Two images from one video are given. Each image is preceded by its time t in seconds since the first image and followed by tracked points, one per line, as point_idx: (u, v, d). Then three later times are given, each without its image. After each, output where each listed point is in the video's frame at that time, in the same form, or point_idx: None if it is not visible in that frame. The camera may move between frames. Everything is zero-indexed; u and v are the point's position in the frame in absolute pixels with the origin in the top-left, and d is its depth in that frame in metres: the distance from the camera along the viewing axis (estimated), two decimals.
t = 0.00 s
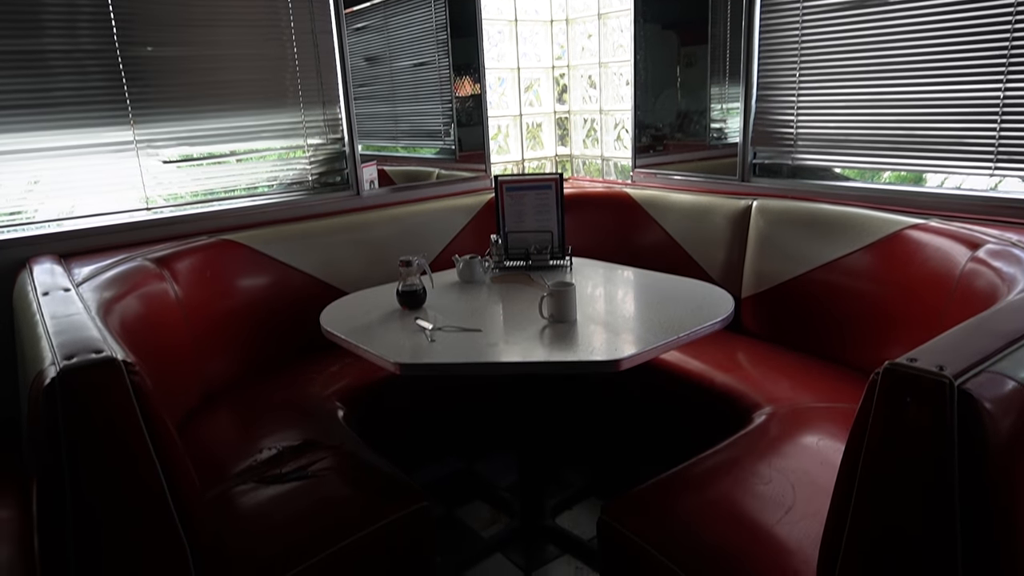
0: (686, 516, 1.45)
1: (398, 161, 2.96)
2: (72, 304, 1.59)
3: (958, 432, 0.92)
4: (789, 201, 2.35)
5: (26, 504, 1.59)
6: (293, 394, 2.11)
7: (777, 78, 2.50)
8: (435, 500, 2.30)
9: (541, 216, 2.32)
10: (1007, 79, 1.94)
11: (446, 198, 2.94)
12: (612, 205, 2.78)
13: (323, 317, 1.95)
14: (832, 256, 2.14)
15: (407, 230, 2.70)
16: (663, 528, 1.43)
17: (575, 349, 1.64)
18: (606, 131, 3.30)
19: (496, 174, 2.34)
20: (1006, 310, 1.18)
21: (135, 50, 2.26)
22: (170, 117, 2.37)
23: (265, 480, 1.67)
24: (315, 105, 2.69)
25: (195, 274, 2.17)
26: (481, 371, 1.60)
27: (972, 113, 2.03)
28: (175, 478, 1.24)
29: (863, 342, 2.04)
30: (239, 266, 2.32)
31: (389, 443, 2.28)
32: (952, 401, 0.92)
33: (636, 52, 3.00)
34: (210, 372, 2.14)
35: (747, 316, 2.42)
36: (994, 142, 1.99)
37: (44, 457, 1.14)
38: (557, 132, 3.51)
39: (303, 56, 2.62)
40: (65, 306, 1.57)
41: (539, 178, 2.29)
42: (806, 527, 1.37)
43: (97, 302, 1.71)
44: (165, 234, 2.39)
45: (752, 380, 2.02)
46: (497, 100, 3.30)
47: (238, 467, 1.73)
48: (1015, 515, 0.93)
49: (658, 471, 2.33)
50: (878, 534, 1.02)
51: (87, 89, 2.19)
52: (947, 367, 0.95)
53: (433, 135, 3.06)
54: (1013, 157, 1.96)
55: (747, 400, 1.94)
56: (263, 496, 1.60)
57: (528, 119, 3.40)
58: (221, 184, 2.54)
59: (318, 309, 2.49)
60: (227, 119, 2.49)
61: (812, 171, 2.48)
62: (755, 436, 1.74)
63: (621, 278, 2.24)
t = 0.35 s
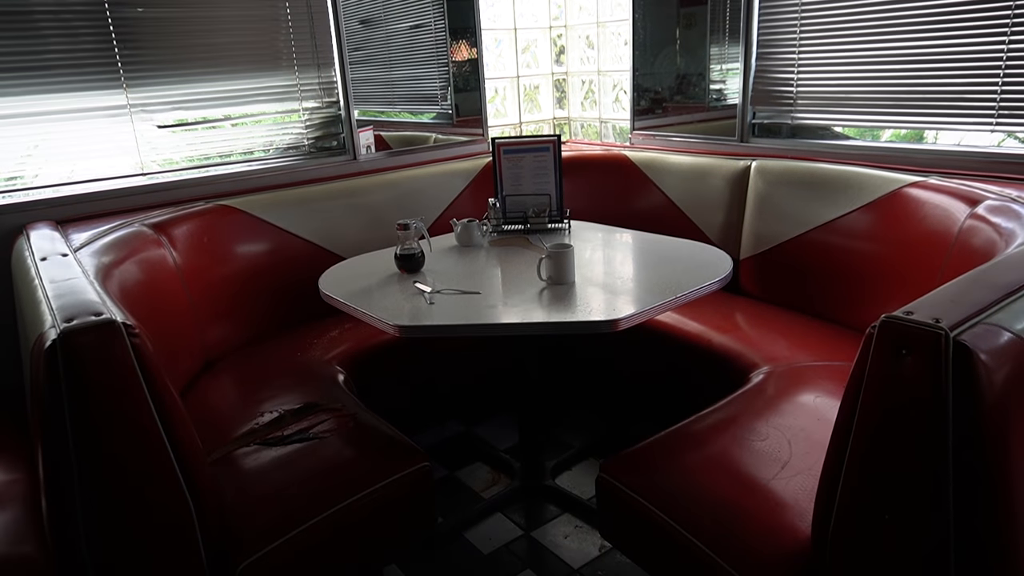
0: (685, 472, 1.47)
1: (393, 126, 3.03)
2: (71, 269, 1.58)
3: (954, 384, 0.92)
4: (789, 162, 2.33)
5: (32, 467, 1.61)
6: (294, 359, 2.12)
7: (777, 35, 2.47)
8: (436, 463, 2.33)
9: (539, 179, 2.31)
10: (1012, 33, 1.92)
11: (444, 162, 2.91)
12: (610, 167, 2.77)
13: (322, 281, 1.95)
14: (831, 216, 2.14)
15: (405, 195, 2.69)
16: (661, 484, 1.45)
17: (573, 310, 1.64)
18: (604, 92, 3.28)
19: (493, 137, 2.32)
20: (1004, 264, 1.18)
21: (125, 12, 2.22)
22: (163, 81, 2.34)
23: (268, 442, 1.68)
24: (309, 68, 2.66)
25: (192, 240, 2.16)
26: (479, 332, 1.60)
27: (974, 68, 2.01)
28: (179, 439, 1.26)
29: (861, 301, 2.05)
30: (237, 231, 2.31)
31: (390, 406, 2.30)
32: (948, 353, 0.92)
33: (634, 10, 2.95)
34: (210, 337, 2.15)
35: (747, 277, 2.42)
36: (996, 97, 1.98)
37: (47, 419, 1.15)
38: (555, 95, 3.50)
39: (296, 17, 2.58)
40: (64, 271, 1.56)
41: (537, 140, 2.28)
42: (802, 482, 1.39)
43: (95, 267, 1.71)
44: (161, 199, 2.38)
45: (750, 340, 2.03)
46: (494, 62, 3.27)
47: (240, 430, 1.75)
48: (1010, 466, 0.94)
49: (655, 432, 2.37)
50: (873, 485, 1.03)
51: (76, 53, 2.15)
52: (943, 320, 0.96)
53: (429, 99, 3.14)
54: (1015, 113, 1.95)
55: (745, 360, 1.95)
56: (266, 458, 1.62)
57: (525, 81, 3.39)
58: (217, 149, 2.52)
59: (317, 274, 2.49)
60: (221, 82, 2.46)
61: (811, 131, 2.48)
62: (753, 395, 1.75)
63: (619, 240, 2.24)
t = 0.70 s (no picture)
0: (678, 457, 1.48)
1: (390, 115, 3.04)
2: (65, 256, 1.58)
3: (942, 369, 0.93)
4: (785, 149, 2.34)
5: (29, 452, 1.62)
6: (290, 346, 2.13)
7: (774, 22, 2.46)
8: (433, 450, 2.34)
9: (535, 166, 2.31)
10: (1008, 18, 1.91)
11: (440, 150, 2.91)
12: (606, 155, 2.77)
13: (317, 268, 1.95)
14: (826, 203, 2.14)
15: (401, 183, 2.69)
16: (654, 469, 1.46)
17: (567, 297, 1.65)
18: (601, 80, 3.28)
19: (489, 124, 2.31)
20: (994, 249, 1.19)
21: None
22: (158, 67, 2.33)
23: (264, 428, 1.69)
24: (305, 55, 2.65)
25: (188, 227, 2.16)
26: (474, 319, 1.61)
27: (971, 54, 2.00)
28: (174, 424, 1.27)
29: (856, 288, 2.05)
30: (232, 218, 2.31)
31: (386, 393, 2.31)
32: (937, 337, 0.92)
33: None
34: (206, 324, 2.15)
35: (742, 265, 2.43)
36: (992, 84, 1.97)
37: (43, 404, 1.15)
38: (552, 82, 3.50)
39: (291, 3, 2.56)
40: (59, 258, 1.56)
41: (533, 127, 2.28)
42: (794, 467, 1.40)
43: (91, 254, 1.71)
44: (157, 187, 2.38)
45: (745, 327, 2.04)
46: (491, 49, 3.27)
47: (236, 416, 1.76)
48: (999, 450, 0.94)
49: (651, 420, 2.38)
50: (863, 468, 1.04)
51: (70, 39, 2.14)
52: (932, 304, 0.96)
53: (426, 88, 3.13)
54: (1012, 99, 1.94)
55: (739, 347, 1.96)
56: (261, 444, 1.62)
57: (522, 69, 3.38)
58: (212, 136, 2.51)
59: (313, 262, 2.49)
60: (216, 69, 2.45)
61: (807, 118, 2.47)
62: (747, 381, 1.76)
63: (615, 228, 2.24)
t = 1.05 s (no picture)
0: (670, 437, 1.48)
1: (388, 94, 3.02)
2: (59, 230, 1.57)
3: (933, 349, 0.93)
4: (784, 132, 2.33)
5: (25, 425, 1.62)
6: (286, 323, 2.13)
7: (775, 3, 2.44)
8: (428, 429, 2.35)
9: (533, 147, 2.30)
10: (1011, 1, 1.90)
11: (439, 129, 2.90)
12: (605, 137, 2.75)
13: (313, 246, 1.95)
14: (823, 187, 2.13)
15: (399, 162, 2.68)
16: (646, 448, 1.47)
17: (563, 276, 1.65)
18: (600, 60, 3.27)
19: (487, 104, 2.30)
20: (989, 231, 1.19)
21: None
22: (153, 42, 2.31)
23: (259, 404, 1.70)
24: (302, 31, 2.63)
25: (184, 204, 2.16)
26: (469, 297, 1.61)
27: (972, 37, 1.99)
28: (168, 398, 1.27)
29: (851, 272, 2.05)
30: (229, 196, 2.30)
31: (382, 372, 2.31)
32: (928, 318, 0.92)
33: None
34: (202, 301, 2.15)
35: (738, 248, 2.43)
36: (993, 68, 1.96)
37: (36, 376, 1.15)
38: (552, 62, 3.50)
39: None
40: (53, 232, 1.56)
41: (531, 107, 2.26)
42: (784, 448, 1.41)
43: (86, 229, 1.70)
44: (153, 163, 2.36)
45: (740, 310, 2.04)
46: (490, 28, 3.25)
47: (231, 392, 1.76)
48: (987, 431, 0.95)
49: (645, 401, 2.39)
50: (853, 447, 1.04)
51: (64, 11, 2.12)
52: (924, 285, 0.96)
53: (425, 67, 3.09)
54: (1012, 84, 1.93)
55: (734, 329, 1.97)
56: (256, 420, 1.63)
57: (521, 48, 3.37)
58: (209, 113, 2.50)
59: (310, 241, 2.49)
60: (212, 44, 2.43)
61: (807, 101, 2.47)
62: (741, 363, 1.76)
63: (613, 209, 2.24)
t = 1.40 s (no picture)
0: (670, 417, 1.48)
1: (388, 74, 3.00)
2: (58, 210, 1.57)
3: (933, 327, 0.92)
4: (787, 111, 2.31)
5: (27, 405, 1.62)
6: (286, 304, 2.13)
7: None
8: (429, 409, 2.36)
9: (533, 126, 2.29)
10: None
11: (439, 109, 2.88)
12: (606, 116, 2.74)
13: (313, 226, 1.94)
14: (825, 166, 2.12)
15: (399, 142, 2.67)
16: (645, 427, 1.47)
17: (564, 255, 1.64)
18: (602, 39, 3.25)
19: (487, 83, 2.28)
20: (992, 209, 1.18)
21: None
22: (150, 20, 2.29)
23: (260, 384, 1.70)
24: (301, 9, 2.61)
25: (183, 184, 2.15)
26: (469, 277, 1.60)
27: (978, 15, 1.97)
28: (169, 377, 1.27)
29: (852, 252, 2.05)
30: (229, 176, 2.30)
31: (382, 352, 2.32)
32: (928, 295, 0.92)
33: None
34: (202, 282, 2.15)
35: (740, 228, 2.42)
36: (998, 46, 1.94)
37: (36, 354, 1.15)
38: (553, 41, 3.48)
39: None
40: (52, 211, 1.55)
41: (532, 86, 2.25)
42: (783, 427, 1.41)
43: (85, 209, 1.70)
44: (152, 143, 2.35)
45: (741, 290, 2.04)
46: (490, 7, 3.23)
47: (232, 372, 1.77)
48: (986, 409, 0.95)
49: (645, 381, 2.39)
50: (852, 425, 1.05)
51: None
52: (925, 262, 0.95)
53: (425, 47, 3.07)
54: (1017, 62, 1.91)
55: (734, 309, 1.96)
56: (257, 399, 1.63)
57: (522, 27, 3.35)
58: (208, 92, 2.48)
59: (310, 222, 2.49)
60: (210, 23, 2.41)
61: (809, 80, 2.46)
62: (742, 343, 1.76)
63: (614, 189, 2.23)
